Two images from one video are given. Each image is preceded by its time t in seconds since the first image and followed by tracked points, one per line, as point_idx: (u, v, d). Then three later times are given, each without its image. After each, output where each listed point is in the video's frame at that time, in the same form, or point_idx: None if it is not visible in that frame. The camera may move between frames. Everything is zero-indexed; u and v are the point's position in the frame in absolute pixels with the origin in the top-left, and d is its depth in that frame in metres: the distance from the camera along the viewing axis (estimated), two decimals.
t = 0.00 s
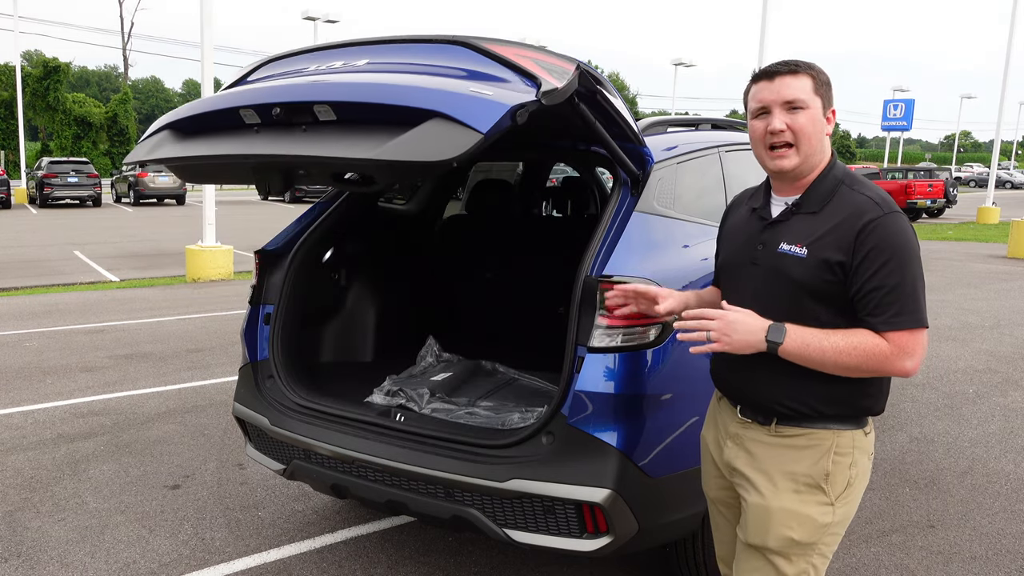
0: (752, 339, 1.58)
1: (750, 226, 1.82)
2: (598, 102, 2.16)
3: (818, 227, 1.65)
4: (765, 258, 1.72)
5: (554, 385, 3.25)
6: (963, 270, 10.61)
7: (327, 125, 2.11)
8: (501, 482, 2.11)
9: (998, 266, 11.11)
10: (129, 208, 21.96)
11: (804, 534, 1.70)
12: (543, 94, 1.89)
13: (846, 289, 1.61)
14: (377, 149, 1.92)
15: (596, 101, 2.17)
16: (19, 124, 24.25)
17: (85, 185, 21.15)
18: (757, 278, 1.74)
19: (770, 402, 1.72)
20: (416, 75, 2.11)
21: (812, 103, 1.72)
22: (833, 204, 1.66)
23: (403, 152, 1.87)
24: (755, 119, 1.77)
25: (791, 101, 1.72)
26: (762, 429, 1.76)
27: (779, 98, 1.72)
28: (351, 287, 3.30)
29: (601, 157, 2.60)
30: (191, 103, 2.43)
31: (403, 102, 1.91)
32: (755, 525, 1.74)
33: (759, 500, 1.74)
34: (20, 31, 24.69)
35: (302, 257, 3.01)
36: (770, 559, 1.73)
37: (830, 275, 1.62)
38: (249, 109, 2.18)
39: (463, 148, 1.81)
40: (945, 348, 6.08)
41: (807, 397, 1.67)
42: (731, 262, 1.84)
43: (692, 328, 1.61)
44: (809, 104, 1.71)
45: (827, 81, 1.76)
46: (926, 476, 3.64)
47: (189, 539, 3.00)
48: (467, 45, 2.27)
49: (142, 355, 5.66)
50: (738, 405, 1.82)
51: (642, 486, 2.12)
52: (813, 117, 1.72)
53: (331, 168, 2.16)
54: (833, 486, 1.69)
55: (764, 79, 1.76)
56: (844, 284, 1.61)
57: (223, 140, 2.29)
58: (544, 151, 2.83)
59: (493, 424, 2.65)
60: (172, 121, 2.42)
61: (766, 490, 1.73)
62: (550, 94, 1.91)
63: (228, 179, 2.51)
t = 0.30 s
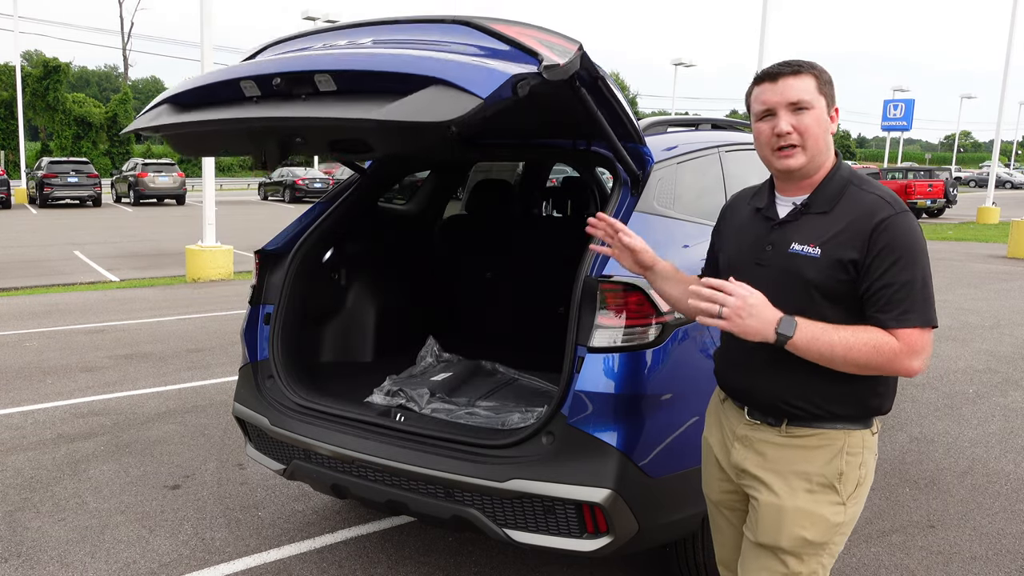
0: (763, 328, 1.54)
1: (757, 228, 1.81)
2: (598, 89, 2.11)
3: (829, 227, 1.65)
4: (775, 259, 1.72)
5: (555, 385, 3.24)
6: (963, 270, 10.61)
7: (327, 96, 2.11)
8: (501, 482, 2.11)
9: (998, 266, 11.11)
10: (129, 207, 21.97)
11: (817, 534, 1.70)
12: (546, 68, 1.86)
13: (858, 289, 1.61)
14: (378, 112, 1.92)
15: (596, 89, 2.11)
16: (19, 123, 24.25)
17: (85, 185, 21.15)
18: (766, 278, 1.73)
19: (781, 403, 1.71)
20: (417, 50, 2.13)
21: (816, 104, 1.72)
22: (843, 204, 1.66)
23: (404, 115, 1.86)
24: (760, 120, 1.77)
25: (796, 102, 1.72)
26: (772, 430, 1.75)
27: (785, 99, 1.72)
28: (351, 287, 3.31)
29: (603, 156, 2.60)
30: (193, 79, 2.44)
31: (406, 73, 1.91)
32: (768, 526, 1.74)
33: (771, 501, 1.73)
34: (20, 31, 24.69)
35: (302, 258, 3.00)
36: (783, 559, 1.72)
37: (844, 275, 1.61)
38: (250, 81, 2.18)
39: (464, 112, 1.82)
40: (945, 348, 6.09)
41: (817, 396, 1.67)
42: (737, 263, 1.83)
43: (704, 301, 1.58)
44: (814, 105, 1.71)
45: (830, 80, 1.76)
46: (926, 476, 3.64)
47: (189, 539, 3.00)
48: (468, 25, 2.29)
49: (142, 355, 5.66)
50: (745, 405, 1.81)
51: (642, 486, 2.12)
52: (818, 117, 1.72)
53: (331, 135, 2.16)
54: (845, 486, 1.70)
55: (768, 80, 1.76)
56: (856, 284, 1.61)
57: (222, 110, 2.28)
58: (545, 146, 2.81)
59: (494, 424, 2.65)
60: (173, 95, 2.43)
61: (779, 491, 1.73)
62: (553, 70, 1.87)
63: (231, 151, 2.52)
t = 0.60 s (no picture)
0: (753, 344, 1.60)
1: (750, 227, 1.81)
2: (599, 78, 2.15)
3: (822, 228, 1.64)
4: (767, 259, 1.72)
5: (555, 385, 3.24)
6: (963, 270, 10.61)
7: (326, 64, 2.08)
8: (501, 482, 2.11)
9: (998, 266, 11.11)
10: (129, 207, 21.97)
11: (807, 539, 1.69)
12: (548, 43, 1.92)
13: (850, 292, 1.61)
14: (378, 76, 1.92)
15: (597, 76, 2.15)
16: (19, 123, 24.25)
17: (85, 185, 21.16)
18: (758, 278, 1.73)
19: (772, 405, 1.71)
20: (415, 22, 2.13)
21: (802, 104, 1.68)
22: (836, 205, 1.65)
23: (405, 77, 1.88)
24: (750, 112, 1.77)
25: (780, 99, 1.70)
26: (763, 431, 1.76)
27: (770, 94, 1.71)
28: (351, 287, 3.33)
29: (602, 157, 2.61)
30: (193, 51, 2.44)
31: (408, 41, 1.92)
32: (757, 530, 1.74)
33: (761, 505, 1.73)
34: (20, 31, 24.67)
35: (301, 258, 3.00)
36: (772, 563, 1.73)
37: (833, 277, 1.62)
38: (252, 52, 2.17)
39: (464, 75, 1.85)
40: (946, 348, 6.08)
41: (809, 399, 1.67)
42: (731, 264, 1.82)
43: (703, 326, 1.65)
44: (798, 104, 1.68)
45: (832, 82, 1.70)
46: (926, 476, 3.65)
47: (189, 539, 3.00)
48: None
49: (142, 355, 5.66)
50: (739, 409, 1.81)
51: (642, 486, 2.12)
52: (802, 117, 1.68)
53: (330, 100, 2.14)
54: (835, 490, 1.69)
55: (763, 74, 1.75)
56: (848, 286, 1.61)
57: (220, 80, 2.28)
58: (543, 144, 2.82)
59: (493, 424, 2.65)
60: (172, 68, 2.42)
61: (768, 495, 1.73)
62: (555, 46, 1.92)
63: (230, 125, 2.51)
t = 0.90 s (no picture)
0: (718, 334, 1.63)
1: (745, 221, 1.80)
2: (602, 66, 2.12)
3: (802, 225, 1.62)
4: (751, 254, 1.71)
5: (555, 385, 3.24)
6: (963, 270, 10.61)
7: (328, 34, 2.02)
8: (501, 482, 2.11)
9: (998, 266, 11.11)
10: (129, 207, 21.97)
11: (774, 532, 1.69)
12: (553, 18, 1.85)
13: (822, 291, 1.59)
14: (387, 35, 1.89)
15: (599, 66, 2.12)
16: (19, 123, 24.24)
17: (85, 185, 21.17)
18: (741, 272, 1.73)
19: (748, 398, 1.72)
20: None
21: (779, 100, 1.66)
22: (821, 204, 1.61)
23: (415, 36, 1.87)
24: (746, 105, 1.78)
25: (758, 95, 1.69)
26: (742, 425, 1.76)
27: (755, 88, 1.71)
28: (351, 287, 3.34)
29: (602, 157, 2.61)
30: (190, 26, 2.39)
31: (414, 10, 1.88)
32: (726, 519, 1.76)
33: (732, 495, 1.74)
34: (20, 31, 24.66)
35: (301, 259, 2.99)
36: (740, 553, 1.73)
37: (806, 276, 1.60)
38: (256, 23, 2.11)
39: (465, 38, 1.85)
40: (945, 348, 6.09)
41: (785, 394, 1.67)
42: (722, 258, 1.83)
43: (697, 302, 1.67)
44: (771, 100, 1.66)
45: (816, 76, 1.63)
46: (926, 476, 3.65)
47: (189, 539, 3.00)
48: None
49: (143, 355, 5.66)
50: (721, 401, 1.82)
51: (642, 485, 2.12)
52: (775, 113, 1.65)
53: (332, 67, 2.13)
54: (807, 485, 1.68)
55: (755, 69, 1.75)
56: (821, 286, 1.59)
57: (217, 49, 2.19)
58: (544, 142, 2.82)
59: (494, 424, 2.65)
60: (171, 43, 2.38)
61: (740, 485, 1.74)
62: (560, 23, 1.86)
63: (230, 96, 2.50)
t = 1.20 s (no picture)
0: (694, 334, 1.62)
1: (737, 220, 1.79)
2: (604, 53, 2.07)
3: (780, 226, 1.60)
4: (733, 252, 1.70)
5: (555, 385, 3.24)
6: (963, 270, 10.61)
7: None
8: (501, 482, 2.11)
9: (998, 266, 11.11)
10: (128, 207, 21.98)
11: (738, 537, 1.68)
12: None
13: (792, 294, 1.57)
14: None
15: (603, 54, 2.08)
16: (19, 124, 24.24)
17: (85, 185, 21.18)
18: (722, 269, 1.72)
19: (724, 400, 1.72)
20: None
21: (771, 101, 1.63)
22: (804, 205, 1.59)
23: None
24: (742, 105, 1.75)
25: (750, 96, 1.66)
26: (721, 427, 1.75)
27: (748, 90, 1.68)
28: (351, 287, 3.35)
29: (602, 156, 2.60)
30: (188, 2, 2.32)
31: None
32: (696, 521, 1.77)
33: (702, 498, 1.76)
34: (20, 31, 24.64)
35: (301, 258, 2.99)
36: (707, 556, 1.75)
37: (777, 278, 1.58)
38: None
39: None
40: (945, 348, 6.09)
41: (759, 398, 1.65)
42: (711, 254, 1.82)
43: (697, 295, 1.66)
44: (764, 101, 1.63)
45: (808, 75, 1.59)
46: (925, 476, 3.65)
47: (189, 539, 3.00)
48: None
49: (143, 355, 5.66)
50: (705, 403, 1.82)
51: (642, 485, 2.11)
52: (769, 114, 1.63)
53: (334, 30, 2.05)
54: (775, 492, 1.66)
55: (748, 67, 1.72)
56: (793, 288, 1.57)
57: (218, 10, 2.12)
58: (546, 139, 2.81)
59: (494, 424, 2.65)
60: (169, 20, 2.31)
61: (711, 489, 1.75)
62: None
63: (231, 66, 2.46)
